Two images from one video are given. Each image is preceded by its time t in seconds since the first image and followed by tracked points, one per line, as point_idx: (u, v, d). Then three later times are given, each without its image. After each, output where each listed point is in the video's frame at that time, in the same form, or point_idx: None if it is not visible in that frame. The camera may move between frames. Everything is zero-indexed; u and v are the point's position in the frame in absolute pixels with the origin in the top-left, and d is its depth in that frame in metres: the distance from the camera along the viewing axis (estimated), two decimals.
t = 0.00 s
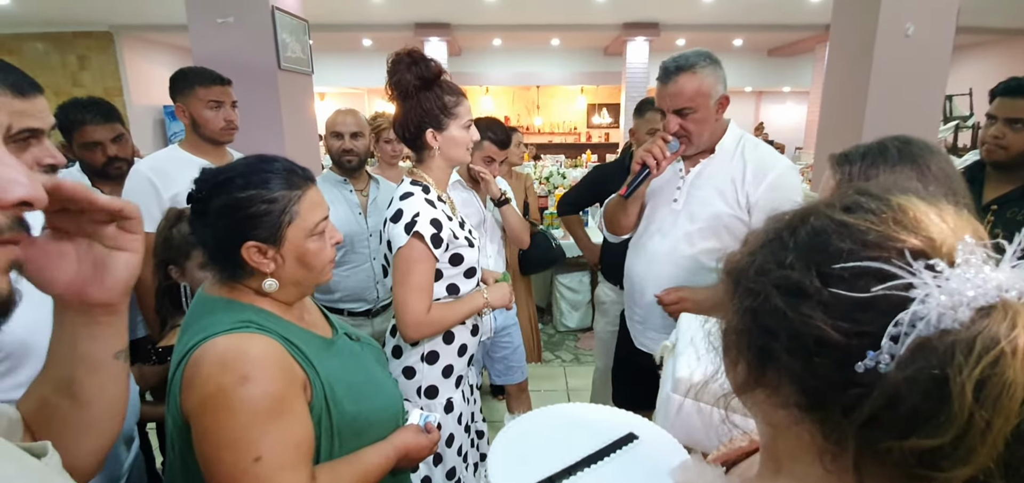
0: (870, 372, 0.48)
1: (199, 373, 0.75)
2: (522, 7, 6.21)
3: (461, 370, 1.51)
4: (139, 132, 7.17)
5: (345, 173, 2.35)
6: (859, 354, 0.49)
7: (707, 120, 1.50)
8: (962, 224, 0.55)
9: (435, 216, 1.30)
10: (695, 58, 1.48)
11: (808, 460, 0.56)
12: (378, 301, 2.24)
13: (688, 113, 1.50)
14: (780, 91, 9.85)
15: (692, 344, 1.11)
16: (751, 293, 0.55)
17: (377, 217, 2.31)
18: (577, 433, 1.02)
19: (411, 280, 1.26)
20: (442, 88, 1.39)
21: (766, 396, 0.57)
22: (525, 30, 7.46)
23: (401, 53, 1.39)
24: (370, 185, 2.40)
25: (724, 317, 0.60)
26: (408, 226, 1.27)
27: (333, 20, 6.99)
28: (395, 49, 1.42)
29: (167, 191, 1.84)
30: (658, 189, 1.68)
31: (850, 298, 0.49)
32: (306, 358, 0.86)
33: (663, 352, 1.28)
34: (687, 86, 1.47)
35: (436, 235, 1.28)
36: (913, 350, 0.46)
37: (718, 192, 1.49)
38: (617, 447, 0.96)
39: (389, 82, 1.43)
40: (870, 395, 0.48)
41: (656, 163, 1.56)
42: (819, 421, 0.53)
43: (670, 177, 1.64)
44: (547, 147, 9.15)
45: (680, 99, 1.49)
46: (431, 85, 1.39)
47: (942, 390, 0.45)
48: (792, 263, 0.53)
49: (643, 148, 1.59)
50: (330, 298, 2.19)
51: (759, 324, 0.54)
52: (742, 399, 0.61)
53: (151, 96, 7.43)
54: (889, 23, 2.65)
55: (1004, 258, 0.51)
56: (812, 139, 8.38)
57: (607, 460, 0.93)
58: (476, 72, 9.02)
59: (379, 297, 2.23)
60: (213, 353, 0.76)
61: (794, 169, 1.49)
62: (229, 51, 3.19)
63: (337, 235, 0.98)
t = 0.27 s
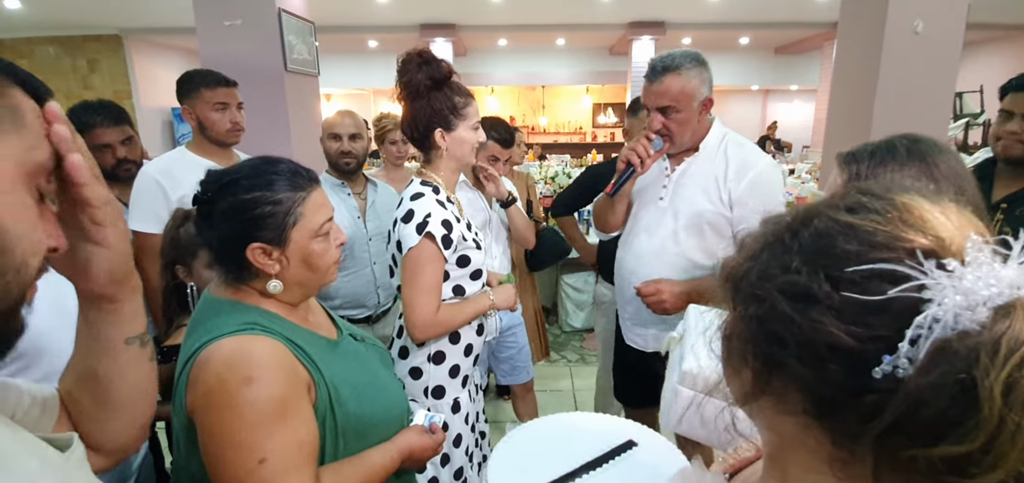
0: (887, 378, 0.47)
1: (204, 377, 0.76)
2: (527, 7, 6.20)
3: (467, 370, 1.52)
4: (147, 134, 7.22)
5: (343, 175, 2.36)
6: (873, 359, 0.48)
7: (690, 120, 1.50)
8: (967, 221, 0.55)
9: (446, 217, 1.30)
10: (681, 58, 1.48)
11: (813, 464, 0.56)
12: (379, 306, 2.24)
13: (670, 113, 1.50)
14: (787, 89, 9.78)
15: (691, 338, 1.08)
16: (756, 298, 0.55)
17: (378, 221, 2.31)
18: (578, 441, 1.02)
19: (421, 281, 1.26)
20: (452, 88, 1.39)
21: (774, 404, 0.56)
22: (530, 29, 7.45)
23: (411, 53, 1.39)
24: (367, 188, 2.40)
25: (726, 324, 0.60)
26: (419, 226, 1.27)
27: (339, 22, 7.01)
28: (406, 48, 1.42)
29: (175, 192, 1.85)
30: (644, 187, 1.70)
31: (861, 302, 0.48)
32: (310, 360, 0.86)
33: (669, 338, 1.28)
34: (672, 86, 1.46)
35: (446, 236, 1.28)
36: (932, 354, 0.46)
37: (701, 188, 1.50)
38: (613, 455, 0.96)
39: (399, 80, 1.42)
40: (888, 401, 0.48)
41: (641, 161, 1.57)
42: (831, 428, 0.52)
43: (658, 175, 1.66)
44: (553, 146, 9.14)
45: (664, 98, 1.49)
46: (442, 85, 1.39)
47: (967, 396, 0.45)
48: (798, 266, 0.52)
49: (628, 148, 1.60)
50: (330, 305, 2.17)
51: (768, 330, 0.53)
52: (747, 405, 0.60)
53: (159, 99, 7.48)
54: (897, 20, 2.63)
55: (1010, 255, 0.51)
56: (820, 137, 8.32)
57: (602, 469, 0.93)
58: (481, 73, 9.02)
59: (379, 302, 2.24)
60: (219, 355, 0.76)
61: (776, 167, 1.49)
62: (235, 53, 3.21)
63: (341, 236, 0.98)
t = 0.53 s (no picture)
0: (900, 380, 0.46)
1: (209, 378, 0.76)
2: (532, 6, 6.20)
3: (471, 370, 1.51)
4: (155, 136, 7.28)
5: (340, 178, 2.35)
6: (885, 361, 0.47)
7: (676, 120, 1.53)
8: (974, 218, 0.54)
9: (457, 217, 1.30)
10: (668, 60, 1.50)
11: (820, 467, 0.55)
12: (378, 310, 2.25)
13: (658, 113, 1.52)
14: (793, 88, 9.73)
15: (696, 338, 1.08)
16: (762, 300, 0.54)
17: (376, 224, 2.30)
18: (583, 443, 1.01)
19: (433, 281, 1.26)
20: (464, 88, 1.39)
21: (783, 406, 0.56)
22: (535, 29, 7.44)
23: (425, 52, 1.38)
24: (365, 191, 2.40)
25: (733, 326, 0.59)
26: (431, 226, 1.26)
27: (344, 23, 7.03)
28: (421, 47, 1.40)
29: (182, 192, 1.85)
30: (631, 185, 1.71)
31: (871, 302, 0.48)
32: (315, 361, 0.86)
33: (674, 339, 1.27)
34: (658, 87, 1.48)
35: (458, 236, 1.28)
36: (948, 355, 0.45)
37: (688, 186, 1.53)
38: (619, 457, 0.96)
39: (410, 79, 1.41)
40: (901, 404, 0.47)
41: (629, 159, 1.58)
42: (840, 431, 0.52)
43: (644, 174, 1.68)
44: (557, 146, 9.12)
45: (652, 99, 1.50)
46: (456, 84, 1.38)
47: (986, 399, 0.43)
48: (805, 267, 0.51)
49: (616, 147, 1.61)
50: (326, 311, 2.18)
51: (776, 332, 0.53)
52: (754, 408, 0.60)
53: (167, 101, 7.54)
54: (906, 17, 2.60)
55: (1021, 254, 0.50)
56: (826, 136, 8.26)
57: (607, 470, 0.93)
58: (486, 73, 9.03)
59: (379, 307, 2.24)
60: (224, 356, 0.76)
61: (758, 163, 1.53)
62: (241, 55, 3.23)
63: (346, 237, 0.98)
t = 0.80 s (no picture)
0: (909, 374, 0.46)
1: (209, 375, 0.75)
2: (535, 5, 6.18)
3: (476, 368, 1.51)
4: (159, 135, 7.30)
5: (336, 178, 2.33)
6: (895, 355, 0.46)
7: (668, 120, 1.53)
8: (978, 210, 0.53)
9: (462, 216, 1.29)
10: (660, 60, 1.50)
11: (826, 464, 0.55)
12: (378, 311, 2.24)
13: (652, 113, 1.52)
14: (798, 87, 9.68)
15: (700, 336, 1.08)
16: (767, 296, 0.53)
17: (374, 224, 2.28)
18: (585, 437, 1.00)
19: (439, 280, 1.25)
20: (474, 86, 1.38)
21: (788, 403, 0.55)
22: (538, 27, 7.42)
23: (434, 51, 1.40)
24: (361, 190, 2.36)
25: (736, 323, 0.58)
26: (436, 225, 1.26)
27: (347, 21, 7.02)
28: (430, 45, 1.41)
29: (186, 191, 1.85)
30: (624, 186, 1.68)
31: (879, 296, 0.46)
32: (315, 358, 0.86)
33: (678, 341, 1.27)
34: (651, 88, 1.48)
35: (463, 235, 1.28)
36: (958, 347, 0.44)
37: (680, 183, 1.54)
38: (626, 454, 0.95)
39: (420, 76, 1.41)
40: (911, 398, 0.46)
41: (624, 159, 1.53)
42: (847, 428, 0.51)
43: (636, 173, 1.66)
44: (561, 145, 9.10)
45: (645, 100, 1.50)
46: (466, 82, 1.38)
47: (998, 391, 0.43)
48: (810, 262, 0.50)
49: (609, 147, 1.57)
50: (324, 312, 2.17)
51: (782, 329, 0.52)
52: (759, 407, 0.59)
53: (171, 100, 7.56)
54: (913, 15, 2.58)
55: None
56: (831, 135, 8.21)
57: (612, 466, 0.92)
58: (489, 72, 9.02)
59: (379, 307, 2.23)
60: (224, 353, 0.76)
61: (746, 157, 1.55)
62: (244, 54, 3.23)
63: (347, 235, 0.97)
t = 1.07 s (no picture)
0: (909, 367, 0.46)
1: (212, 375, 0.76)
2: (537, 4, 6.17)
3: (482, 367, 1.51)
4: (163, 135, 7.32)
5: (339, 176, 2.33)
6: (895, 348, 0.46)
7: (666, 119, 1.54)
8: (976, 207, 0.54)
9: (466, 215, 1.29)
10: (657, 60, 1.50)
11: (828, 463, 0.54)
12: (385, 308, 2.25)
13: (650, 113, 1.52)
14: (801, 85, 9.64)
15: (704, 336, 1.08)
16: (768, 293, 0.53)
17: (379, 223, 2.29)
18: (590, 436, 1.00)
19: (443, 280, 1.25)
20: (478, 86, 1.39)
21: (791, 400, 0.54)
22: (540, 27, 7.42)
23: (438, 51, 1.40)
24: (366, 188, 2.38)
25: (739, 320, 0.58)
26: (440, 224, 1.26)
27: (350, 21, 7.03)
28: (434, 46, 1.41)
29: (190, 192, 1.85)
30: (621, 185, 1.65)
31: (880, 291, 0.47)
32: (318, 360, 0.86)
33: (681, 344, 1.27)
34: (649, 88, 1.48)
35: (467, 234, 1.28)
36: (957, 341, 0.44)
37: (677, 181, 1.55)
38: (634, 454, 0.94)
39: (425, 76, 1.41)
40: (911, 392, 0.46)
41: (625, 158, 1.53)
42: (850, 425, 0.51)
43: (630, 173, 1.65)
44: (563, 145, 9.10)
45: (645, 100, 1.50)
46: (470, 81, 1.38)
47: (995, 383, 0.42)
48: (811, 258, 0.50)
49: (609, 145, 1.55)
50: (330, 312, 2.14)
51: (784, 324, 0.52)
52: (760, 404, 0.58)
53: (175, 100, 7.58)
54: (916, 13, 2.57)
55: None
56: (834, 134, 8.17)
57: (619, 466, 0.91)
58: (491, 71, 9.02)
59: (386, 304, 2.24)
60: (229, 352, 0.76)
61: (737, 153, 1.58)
62: (247, 54, 3.23)
63: (349, 235, 0.97)
